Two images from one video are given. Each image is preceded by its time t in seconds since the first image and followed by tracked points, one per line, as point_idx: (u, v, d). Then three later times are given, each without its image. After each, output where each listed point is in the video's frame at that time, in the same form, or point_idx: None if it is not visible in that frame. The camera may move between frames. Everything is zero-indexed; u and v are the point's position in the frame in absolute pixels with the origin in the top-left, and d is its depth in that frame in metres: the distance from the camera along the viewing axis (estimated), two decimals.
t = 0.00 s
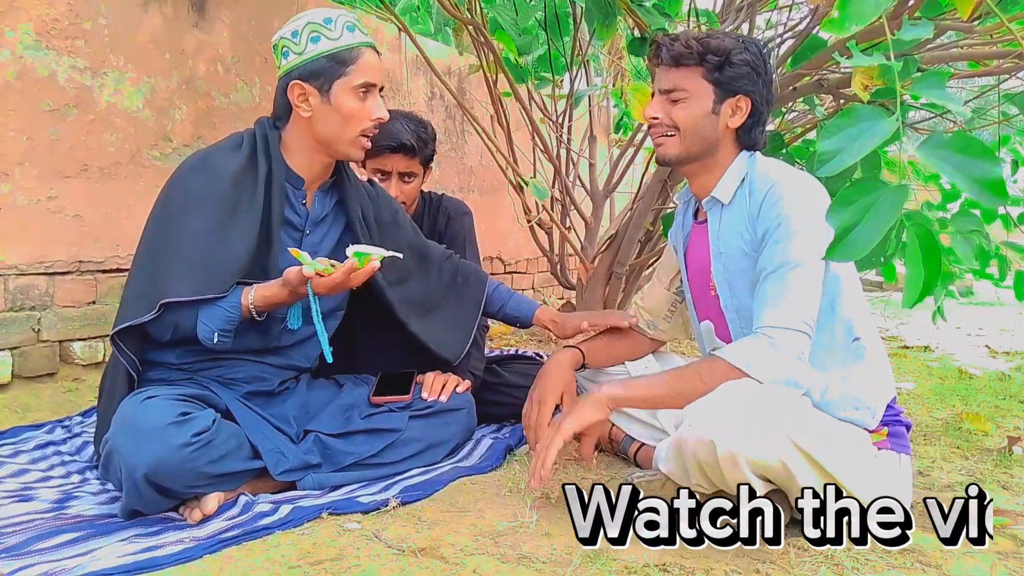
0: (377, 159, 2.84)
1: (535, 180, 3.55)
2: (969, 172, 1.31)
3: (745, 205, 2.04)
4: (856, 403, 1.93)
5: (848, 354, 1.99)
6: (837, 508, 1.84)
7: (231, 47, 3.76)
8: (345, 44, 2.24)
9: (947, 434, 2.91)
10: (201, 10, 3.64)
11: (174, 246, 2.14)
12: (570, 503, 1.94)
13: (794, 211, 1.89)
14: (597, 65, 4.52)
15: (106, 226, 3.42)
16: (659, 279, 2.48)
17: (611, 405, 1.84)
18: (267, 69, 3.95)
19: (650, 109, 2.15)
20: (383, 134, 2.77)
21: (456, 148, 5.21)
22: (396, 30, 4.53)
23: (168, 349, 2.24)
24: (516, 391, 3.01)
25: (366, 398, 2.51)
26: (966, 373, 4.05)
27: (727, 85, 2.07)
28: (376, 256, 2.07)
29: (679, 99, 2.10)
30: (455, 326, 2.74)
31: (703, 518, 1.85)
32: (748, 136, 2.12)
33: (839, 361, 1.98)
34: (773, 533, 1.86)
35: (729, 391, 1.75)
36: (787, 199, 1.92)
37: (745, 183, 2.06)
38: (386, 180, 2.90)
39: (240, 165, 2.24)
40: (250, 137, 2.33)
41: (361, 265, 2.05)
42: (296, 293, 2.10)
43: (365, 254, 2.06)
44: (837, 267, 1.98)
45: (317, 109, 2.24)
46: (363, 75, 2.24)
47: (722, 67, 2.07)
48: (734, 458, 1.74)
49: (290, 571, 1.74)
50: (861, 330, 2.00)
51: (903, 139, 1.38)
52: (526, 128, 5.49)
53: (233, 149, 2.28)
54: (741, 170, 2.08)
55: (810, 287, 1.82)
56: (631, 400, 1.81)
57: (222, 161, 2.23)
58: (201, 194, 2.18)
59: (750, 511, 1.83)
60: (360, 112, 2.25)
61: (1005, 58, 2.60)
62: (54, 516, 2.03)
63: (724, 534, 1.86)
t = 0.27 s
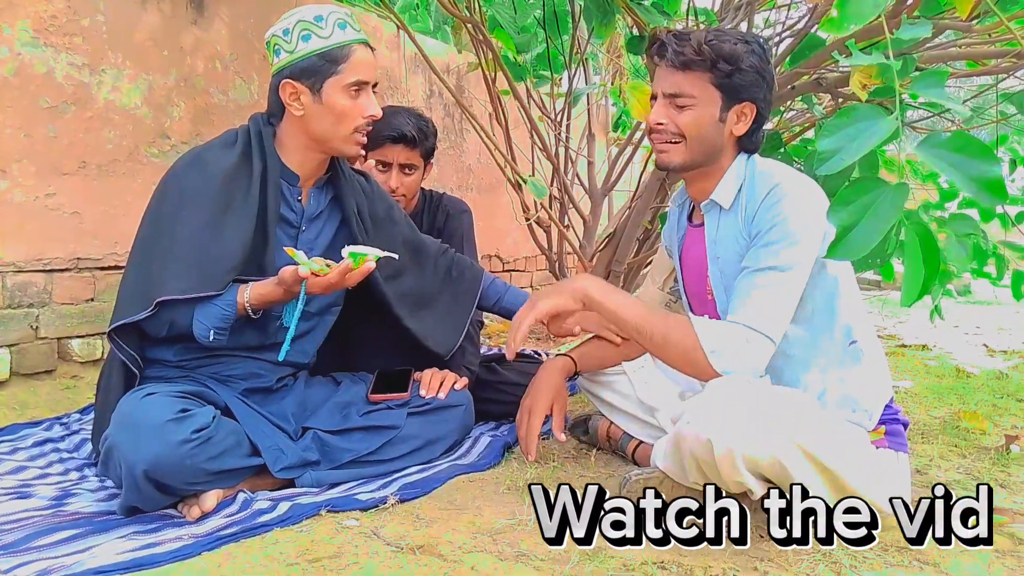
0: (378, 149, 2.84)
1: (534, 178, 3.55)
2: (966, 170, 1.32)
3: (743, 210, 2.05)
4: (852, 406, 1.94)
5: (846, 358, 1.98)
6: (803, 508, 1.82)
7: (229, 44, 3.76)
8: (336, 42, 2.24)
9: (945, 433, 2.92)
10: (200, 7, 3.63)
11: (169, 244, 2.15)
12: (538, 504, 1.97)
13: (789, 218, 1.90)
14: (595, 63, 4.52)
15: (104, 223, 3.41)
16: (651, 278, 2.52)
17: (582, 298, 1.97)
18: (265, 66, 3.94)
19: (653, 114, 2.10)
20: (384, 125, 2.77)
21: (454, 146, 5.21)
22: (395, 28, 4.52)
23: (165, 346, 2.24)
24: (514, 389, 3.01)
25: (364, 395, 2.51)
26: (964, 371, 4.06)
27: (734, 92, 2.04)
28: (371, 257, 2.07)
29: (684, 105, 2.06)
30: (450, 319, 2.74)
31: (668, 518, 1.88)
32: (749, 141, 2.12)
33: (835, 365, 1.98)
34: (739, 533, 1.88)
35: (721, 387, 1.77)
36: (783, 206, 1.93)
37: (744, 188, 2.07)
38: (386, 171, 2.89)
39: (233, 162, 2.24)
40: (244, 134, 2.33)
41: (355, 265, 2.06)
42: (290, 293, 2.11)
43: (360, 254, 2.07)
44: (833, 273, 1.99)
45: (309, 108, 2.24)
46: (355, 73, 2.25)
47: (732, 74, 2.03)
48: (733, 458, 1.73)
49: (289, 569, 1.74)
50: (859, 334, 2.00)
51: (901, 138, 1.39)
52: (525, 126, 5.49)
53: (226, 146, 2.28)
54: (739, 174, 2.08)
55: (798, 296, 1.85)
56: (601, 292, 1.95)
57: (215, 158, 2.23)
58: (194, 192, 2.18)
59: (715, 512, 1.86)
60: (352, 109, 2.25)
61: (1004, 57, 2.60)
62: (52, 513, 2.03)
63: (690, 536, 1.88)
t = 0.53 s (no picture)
0: (377, 151, 2.84)
1: (535, 178, 3.54)
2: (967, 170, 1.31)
3: (744, 222, 2.05)
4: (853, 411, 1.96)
5: (849, 367, 2.00)
6: (770, 508, 1.84)
7: (231, 45, 3.76)
8: (333, 42, 2.24)
9: (947, 433, 2.91)
10: (201, 8, 3.63)
11: (172, 245, 2.15)
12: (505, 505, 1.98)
13: (791, 235, 1.91)
14: (597, 63, 4.51)
15: (106, 224, 3.42)
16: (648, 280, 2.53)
17: (608, 276, 2.04)
18: (267, 67, 3.94)
19: (660, 122, 2.06)
20: (383, 125, 2.77)
21: (456, 146, 5.21)
22: (396, 28, 4.52)
23: (169, 346, 2.24)
24: (516, 389, 3.01)
25: (366, 395, 2.52)
26: (966, 371, 4.06)
27: (745, 104, 2.02)
28: (373, 255, 2.08)
29: (694, 115, 2.02)
30: (453, 315, 2.75)
31: (635, 518, 1.89)
32: (747, 157, 2.12)
33: (838, 374, 2.00)
34: (707, 532, 1.89)
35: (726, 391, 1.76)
36: (786, 221, 1.93)
37: (747, 202, 2.06)
38: (386, 173, 2.89)
39: (235, 163, 2.24)
40: (247, 135, 2.33)
41: (357, 264, 2.06)
42: (293, 292, 2.11)
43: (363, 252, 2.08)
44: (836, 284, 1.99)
45: (308, 108, 2.25)
46: (353, 72, 2.24)
47: (746, 87, 2.00)
48: (735, 459, 1.73)
49: (291, 569, 1.74)
50: (861, 341, 2.01)
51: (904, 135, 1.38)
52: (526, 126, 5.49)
53: (229, 147, 2.29)
54: (742, 186, 2.08)
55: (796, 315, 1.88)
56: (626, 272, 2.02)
57: (218, 158, 2.24)
58: (196, 192, 2.18)
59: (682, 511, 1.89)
60: (352, 109, 2.25)
61: (1006, 57, 2.60)
62: (55, 514, 2.04)
63: (657, 536, 1.89)
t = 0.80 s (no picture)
0: (372, 157, 2.85)
1: (536, 179, 3.54)
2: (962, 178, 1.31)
3: (746, 223, 2.05)
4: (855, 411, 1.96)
5: (851, 368, 1.99)
6: (737, 508, 1.83)
7: (231, 45, 3.76)
8: (334, 41, 2.24)
9: (948, 433, 2.91)
10: (202, 8, 3.64)
11: (172, 244, 2.15)
12: (473, 504, 1.98)
13: (793, 237, 1.91)
14: (597, 64, 4.51)
15: (106, 224, 3.42)
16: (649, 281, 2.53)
17: (609, 270, 2.05)
18: (267, 68, 3.94)
19: (666, 120, 2.06)
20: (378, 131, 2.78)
21: (457, 146, 5.21)
22: (397, 28, 4.52)
23: (168, 346, 2.25)
24: (517, 389, 3.01)
25: (367, 396, 2.51)
26: (967, 371, 4.05)
27: (753, 105, 2.02)
28: (373, 258, 2.10)
29: (700, 114, 2.02)
30: (455, 316, 2.76)
31: (604, 518, 1.90)
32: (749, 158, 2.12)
33: (840, 375, 1.99)
34: (675, 532, 1.90)
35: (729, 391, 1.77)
36: (787, 222, 1.93)
37: (749, 202, 2.06)
38: (384, 178, 2.90)
39: (236, 163, 2.25)
40: (249, 135, 2.34)
41: (357, 267, 2.07)
42: (293, 293, 2.11)
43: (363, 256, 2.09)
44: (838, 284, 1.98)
45: (310, 109, 2.25)
46: (354, 72, 2.25)
47: (754, 88, 2.00)
48: (736, 458, 1.72)
49: (291, 570, 1.74)
50: (861, 342, 2.01)
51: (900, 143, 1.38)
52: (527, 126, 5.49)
53: (231, 147, 2.29)
54: (745, 186, 2.08)
55: (796, 316, 1.88)
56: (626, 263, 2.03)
57: (218, 157, 2.24)
58: (197, 191, 2.18)
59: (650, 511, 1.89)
60: (353, 109, 2.25)
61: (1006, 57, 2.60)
62: (55, 515, 2.04)
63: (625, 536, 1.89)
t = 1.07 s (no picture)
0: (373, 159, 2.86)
1: (536, 181, 3.54)
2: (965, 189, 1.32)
3: (745, 220, 2.05)
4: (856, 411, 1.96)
5: (852, 368, 1.99)
6: (707, 507, 1.87)
7: (232, 48, 3.77)
8: (345, 47, 2.25)
9: (948, 435, 2.91)
10: (202, 11, 3.64)
11: (177, 249, 2.15)
12: (443, 508, 1.99)
13: (792, 232, 1.91)
14: (597, 66, 4.52)
15: (107, 227, 3.42)
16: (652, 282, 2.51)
17: (580, 331, 1.97)
18: (268, 71, 3.95)
19: (664, 116, 2.07)
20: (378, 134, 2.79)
21: (457, 149, 5.21)
22: (397, 31, 4.53)
23: (170, 350, 2.24)
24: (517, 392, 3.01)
25: (367, 399, 2.51)
26: (966, 373, 4.06)
27: (749, 103, 2.03)
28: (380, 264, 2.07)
29: (697, 111, 2.03)
30: (461, 318, 2.77)
31: (573, 518, 1.91)
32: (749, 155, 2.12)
33: (840, 374, 1.99)
34: (644, 532, 1.91)
35: (735, 388, 1.77)
36: (785, 219, 1.93)
37: (747, 200, 2.06)
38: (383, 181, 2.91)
39: (244, 168, 2.25)
40: (256, 138, 2.34)
41: (365, 272, 2.05)
42: (297, 300, 2.10)
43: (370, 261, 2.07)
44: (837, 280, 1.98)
45: (319, 114, 2.25)
46: (364, 79, 2.25)
47: (750, 85, 2.00)
48: (734, 458, 1.74)
49: (291, 573, 1.74)
50: (863, 341, 2.00)
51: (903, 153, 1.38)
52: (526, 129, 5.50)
53: (238, 152, 2.29)
54: (743, 185, 2.08)
55: (795, 313, 1.87)
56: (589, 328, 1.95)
57: (226, 164, 2.25)
58: (204, 196, 2.19)
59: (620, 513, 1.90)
60: (362, 114, 2.25)
61: (1005, 60, 2.60)
62: (55, 517, 2.04)
63: (593, 536, 1.91)
